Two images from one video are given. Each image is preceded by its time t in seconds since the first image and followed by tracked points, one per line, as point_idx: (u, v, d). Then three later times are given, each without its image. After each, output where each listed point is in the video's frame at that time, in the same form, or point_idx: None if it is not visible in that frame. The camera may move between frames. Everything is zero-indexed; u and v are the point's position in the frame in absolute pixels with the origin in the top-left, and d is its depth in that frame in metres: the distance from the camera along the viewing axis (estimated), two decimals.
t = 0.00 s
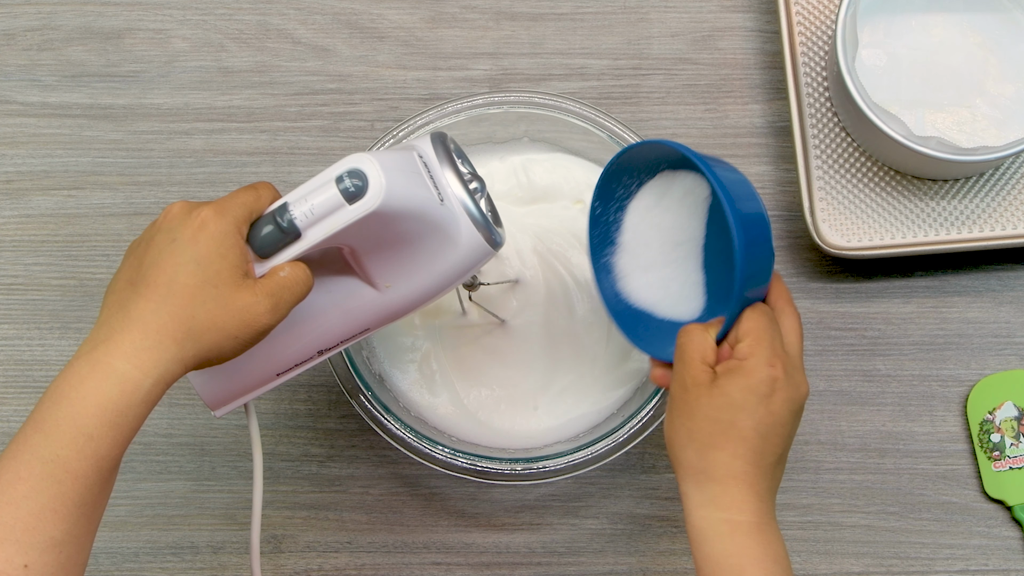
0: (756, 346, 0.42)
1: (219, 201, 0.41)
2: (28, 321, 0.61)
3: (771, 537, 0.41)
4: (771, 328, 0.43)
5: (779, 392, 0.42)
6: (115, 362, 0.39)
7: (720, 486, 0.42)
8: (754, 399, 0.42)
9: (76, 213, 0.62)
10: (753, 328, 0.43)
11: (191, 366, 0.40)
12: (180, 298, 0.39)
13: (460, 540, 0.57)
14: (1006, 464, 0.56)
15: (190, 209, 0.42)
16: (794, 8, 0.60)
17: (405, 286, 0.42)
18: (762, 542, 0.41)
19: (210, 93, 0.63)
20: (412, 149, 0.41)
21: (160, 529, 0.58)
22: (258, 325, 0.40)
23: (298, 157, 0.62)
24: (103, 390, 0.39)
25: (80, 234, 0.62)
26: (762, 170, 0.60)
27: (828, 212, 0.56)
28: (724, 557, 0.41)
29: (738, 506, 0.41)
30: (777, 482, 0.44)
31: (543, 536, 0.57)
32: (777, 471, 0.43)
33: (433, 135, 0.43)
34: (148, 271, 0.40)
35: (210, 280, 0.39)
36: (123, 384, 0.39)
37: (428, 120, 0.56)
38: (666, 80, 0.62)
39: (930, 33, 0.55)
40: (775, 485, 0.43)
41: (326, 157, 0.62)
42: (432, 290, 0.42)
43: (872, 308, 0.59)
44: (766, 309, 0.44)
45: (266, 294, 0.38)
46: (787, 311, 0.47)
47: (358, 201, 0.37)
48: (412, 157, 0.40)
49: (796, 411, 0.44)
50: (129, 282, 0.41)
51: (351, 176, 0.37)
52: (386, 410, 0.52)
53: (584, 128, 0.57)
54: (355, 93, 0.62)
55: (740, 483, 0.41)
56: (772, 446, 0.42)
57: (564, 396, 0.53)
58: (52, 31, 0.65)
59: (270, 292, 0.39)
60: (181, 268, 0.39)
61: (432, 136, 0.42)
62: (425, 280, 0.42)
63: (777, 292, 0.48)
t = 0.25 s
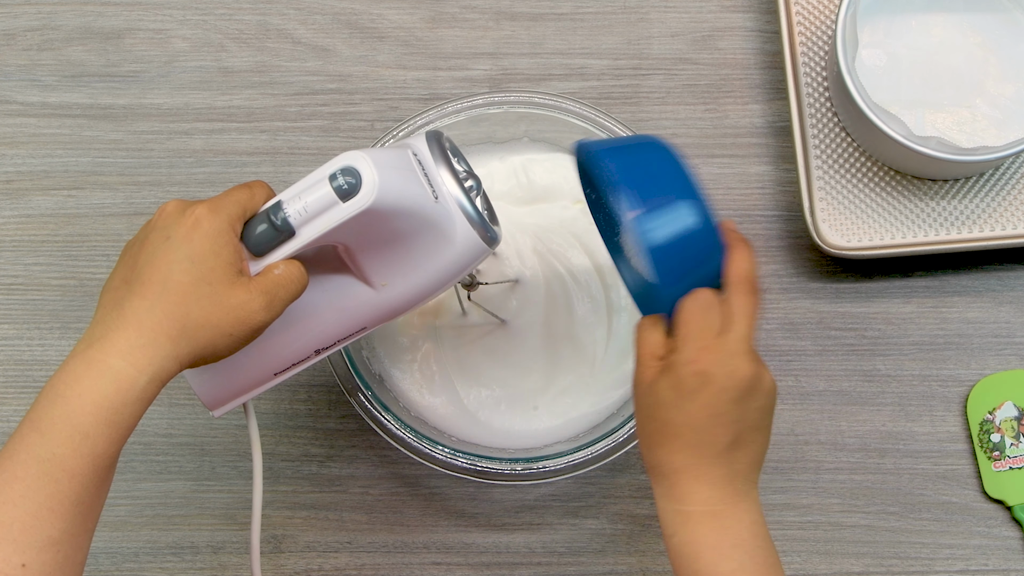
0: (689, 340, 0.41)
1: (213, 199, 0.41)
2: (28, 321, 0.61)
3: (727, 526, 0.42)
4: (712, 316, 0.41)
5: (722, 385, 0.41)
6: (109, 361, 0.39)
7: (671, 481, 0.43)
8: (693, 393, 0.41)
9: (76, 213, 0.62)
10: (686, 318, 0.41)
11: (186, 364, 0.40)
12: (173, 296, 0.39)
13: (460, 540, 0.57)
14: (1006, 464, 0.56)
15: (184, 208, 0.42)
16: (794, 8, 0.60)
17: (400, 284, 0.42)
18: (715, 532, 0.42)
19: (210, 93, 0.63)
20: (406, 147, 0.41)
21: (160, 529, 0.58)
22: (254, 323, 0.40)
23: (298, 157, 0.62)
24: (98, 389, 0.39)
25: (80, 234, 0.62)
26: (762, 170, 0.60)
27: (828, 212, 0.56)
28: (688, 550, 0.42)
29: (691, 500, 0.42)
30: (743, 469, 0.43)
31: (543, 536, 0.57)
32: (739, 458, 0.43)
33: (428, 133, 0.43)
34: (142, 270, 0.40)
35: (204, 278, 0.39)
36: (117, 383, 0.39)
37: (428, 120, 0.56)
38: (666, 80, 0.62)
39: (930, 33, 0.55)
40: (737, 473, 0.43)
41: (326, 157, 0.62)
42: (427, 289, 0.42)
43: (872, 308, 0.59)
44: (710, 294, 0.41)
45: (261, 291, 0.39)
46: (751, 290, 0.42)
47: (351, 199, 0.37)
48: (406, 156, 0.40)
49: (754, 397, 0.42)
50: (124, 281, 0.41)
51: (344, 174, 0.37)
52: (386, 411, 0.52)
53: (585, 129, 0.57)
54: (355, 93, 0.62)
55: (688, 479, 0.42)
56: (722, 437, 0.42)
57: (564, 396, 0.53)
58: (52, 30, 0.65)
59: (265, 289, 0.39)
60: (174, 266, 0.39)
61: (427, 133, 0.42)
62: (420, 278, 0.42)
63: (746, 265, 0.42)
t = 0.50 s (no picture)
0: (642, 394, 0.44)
1: (213, 198, 0.41)
2: (28, 321, 0.61)
3: (712, 553, 0.44)
4: (659, 363, 0.43)
5: (679, 431, 0.43)
6: (109, 359, 0.39)
7: (660, 517, 0.46)
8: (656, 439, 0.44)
9: (76, 213, 0.62)
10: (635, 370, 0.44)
11: (186, 362, 0.40)
12: (172, 294, 0.39)
13: (460, 540, 0.57)
14: (1006, 464, 0.56)
15: (184, 205, 0.42)
16: (794, 8, 0.60)
17: (400, 284, 0.42)
18: (702, 563, 0.45)
19: (210, 93, 0.63)
20: (406, 147, 0.41)
21: (160, 529, 0.58)
22: (253, 321, 0.40)
23: (298, 157, 0.62)
24: (97, 386, 0.39)
25: (80, 234, 0.62)
26: (762, 170, 0.60)
27: (828, 212, 0.56)
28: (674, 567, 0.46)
29: (678, 533, 0.45)
30: (723, 498, 0.45)
31: (543, 536, 0.57)
32: (717, 490, 0.45)
33: (428, 133, 0.43)
34: (142, 268, 0.40)
35: (203, 276, 0.39)
36: (117, 380, 0.39)
37: (428, 120, 0.56)
38: (666, 81, 0.62)
39: (930, 33, 0.55)
40: (718, 502, 0.45)
41: (326, 157, 0.62)
42: (427, 287, 0.42)
43: (872, 308, 0.59)
44: (657, 341, 0.43)
45: (261, 289, 0.39)
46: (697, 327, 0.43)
47: (350, 198, 0.37)
48: (405, 155, 0.40)
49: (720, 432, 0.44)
50: (123, 278, 0.41)
51: (343, 172, 0.37)
52: (386, 410, 0.52)
53: (584, 128, 0.57)
54: (355, 93, 0.62)
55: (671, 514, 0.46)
56: (692, 476, 0.44)
57: (564, 396, 0.53)
58: (52, 30, 0.65)
59: (264, 288, 0.39)
60: (174, 264, 0.39)
61: (427, 133, 0.42)
62: (420, 277, 0.42)
63: (692, 301, 0.43)
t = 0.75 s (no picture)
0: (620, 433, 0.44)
1: (220, 195, 0.41)
2: (28, 321, 0.61)
3: None
4: (635, 404, 0.44)
5: (657, 471, 0.43)
6: (115, 356, 0.39)
7: (649, 546, 0.47)
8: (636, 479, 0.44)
9: (76, 213, 0.62)
10: (611, 410, 0.44)
11: (192, 360, 0.40)
12: (180, 292, 0.39)
13: (460, 540, 0.57)
14: (1006, 464, 0.56)
15: (192, 203, 0.42)
16: (794, 8, 0.60)
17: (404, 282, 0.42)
18: None
19: (210, 93, 0.63)
20: (411, 145, 0.42)
21: (160, 529, 0.58)
22: (259, 319, 0.40)
23: (298, 157, 0.62)
24: (103, 384, 0.39)
25: (80, 234, 0.62)
26: (762, 170, 0.60)
27: (828, 213, 0.56)
28: None
29: (666, 564, 0.46)
30: (708, 527, 0.45)
31: (543, 536, 0.57)
32: (702, 520, 0.45)
33: (432, 131, 0.43)
34: (149, 265, 0.40)
35: (211, 274, 0.39)
36: (123, 378, 0.39)
37: (428, 120, 0.56)
38: (666, 81, 0.62)
39: (930, 33, 0.55)
40: (704, 531, 0.45)
41: (326, 157, 0.62)
42: (432, 286, 0.42)
43: (872, 308, 0.59)
44: (631, 382, 0.44)
45: (268, 287, 0.39)
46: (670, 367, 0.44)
47: (357, 195, 0.37)
48: (411, 153, 0.40)
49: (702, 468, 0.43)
50: (130, 275, 0.41)
51: (350, 170, 0.37)
52: (386, 411, 0.52)
53: (584, 128, 0.58)
54: (355, 93, 0.62)
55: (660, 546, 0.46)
56: (675, 510, 0.44)
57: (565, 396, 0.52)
58: (52, 30, 0.65)
59: (271, 285, 0.39)
60: (181, 261, 0.39)
61: (432, 132, 0.43)
62: (425, 275, 0.42)
63: (664, 340, 0.43)
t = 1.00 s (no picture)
0: (639, 426, 0.44)
1: (223, 196, 0.41)
2: (28, 321, 0.61)
3: None
4: (657, 398, 0.43)
5: (674, 467, 0.44)
6: (118, 358, 0.39)
7: (652, 540, 0.48)
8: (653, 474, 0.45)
9: (76, 213, 0.62)
10: (632, 402, 0.44)
11: (195, 361, 0.40)
12: (183, 293, 0.39)
13: (460, 540, 0.57)
14: (1006, 464, 0.56)
15: (194, 204, 0.42)
16: (794, 8, 0.59)
17: (407, 283, 0.42)
18: None
19: (210, 93, 0.63)
20: (412, 146, 0.41)
21: (160, 529, 0.58)
22: (262, 320, 0.40)
23: (298, 157, 0.62)
24: (106, 385, 0.39)
25: (80, 234, 0.62)
26: (762, 170, 0.60)
27: (828, 213, 0.56)
28: None
29: (669, 559, 0.47)
30: (713, 526, 0.47)
31: (543, 536, 0.57)
32: (708, 518, 0.47)
33: (434, 132, 0.43)
34: (152, 266, 0.40)
35: (213, 275, 0.39)
36: (126, 380, 0.39)
37: (428, 120, 0.56)
38: (666, 81, 0.62)
39: (930, 33, 0.55)
40: (709, 529, 0.47)
41: (326, 157, 0.62)
42: (434, 286, 0.42)
43: (872, 307, 0.59)
44: (654, 374, 0.43)
45: (271, 288, 0.39)
46: (692, 364, 0.44)
47: (360, 196, 0.37)
48: (412, 153, 0.40)
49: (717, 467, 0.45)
50: (132, 276, 0.41)
51: (353, 170, 0.37)
52: (387, 411, 0.52)
53: (584, 128, 0.58)
54: (355, 93, 0.62)
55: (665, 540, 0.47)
56: (685, 508, 0.46)
57: (565, 396, 0.52)
58: (52, 31, 0.65)
59: (274, 286, 0.39)
60: (184, 263, 0.39)
61: (433, 132, 0.42)
62: (427, 275, 0.42)
63: (689, 335, 0.43)
